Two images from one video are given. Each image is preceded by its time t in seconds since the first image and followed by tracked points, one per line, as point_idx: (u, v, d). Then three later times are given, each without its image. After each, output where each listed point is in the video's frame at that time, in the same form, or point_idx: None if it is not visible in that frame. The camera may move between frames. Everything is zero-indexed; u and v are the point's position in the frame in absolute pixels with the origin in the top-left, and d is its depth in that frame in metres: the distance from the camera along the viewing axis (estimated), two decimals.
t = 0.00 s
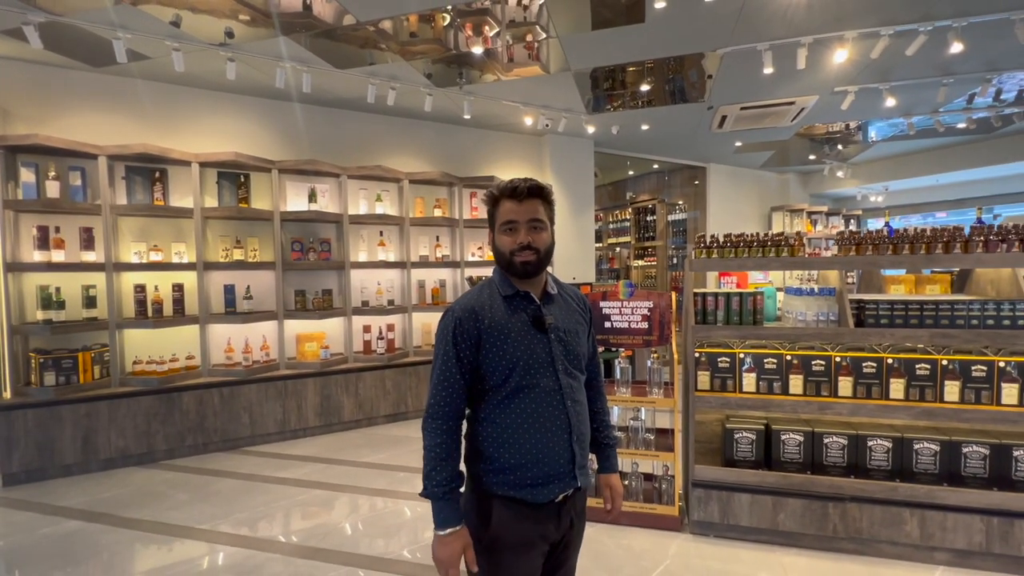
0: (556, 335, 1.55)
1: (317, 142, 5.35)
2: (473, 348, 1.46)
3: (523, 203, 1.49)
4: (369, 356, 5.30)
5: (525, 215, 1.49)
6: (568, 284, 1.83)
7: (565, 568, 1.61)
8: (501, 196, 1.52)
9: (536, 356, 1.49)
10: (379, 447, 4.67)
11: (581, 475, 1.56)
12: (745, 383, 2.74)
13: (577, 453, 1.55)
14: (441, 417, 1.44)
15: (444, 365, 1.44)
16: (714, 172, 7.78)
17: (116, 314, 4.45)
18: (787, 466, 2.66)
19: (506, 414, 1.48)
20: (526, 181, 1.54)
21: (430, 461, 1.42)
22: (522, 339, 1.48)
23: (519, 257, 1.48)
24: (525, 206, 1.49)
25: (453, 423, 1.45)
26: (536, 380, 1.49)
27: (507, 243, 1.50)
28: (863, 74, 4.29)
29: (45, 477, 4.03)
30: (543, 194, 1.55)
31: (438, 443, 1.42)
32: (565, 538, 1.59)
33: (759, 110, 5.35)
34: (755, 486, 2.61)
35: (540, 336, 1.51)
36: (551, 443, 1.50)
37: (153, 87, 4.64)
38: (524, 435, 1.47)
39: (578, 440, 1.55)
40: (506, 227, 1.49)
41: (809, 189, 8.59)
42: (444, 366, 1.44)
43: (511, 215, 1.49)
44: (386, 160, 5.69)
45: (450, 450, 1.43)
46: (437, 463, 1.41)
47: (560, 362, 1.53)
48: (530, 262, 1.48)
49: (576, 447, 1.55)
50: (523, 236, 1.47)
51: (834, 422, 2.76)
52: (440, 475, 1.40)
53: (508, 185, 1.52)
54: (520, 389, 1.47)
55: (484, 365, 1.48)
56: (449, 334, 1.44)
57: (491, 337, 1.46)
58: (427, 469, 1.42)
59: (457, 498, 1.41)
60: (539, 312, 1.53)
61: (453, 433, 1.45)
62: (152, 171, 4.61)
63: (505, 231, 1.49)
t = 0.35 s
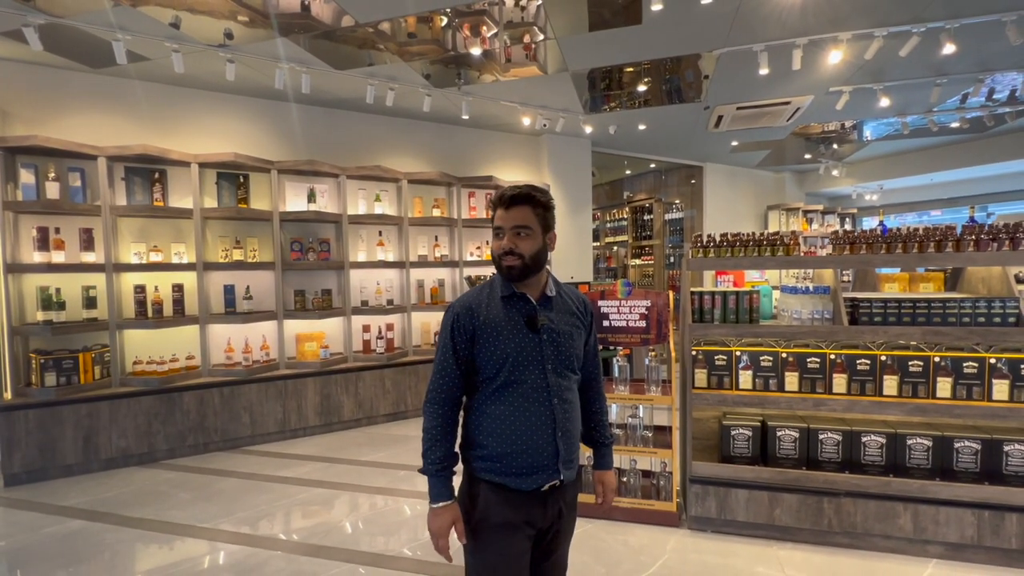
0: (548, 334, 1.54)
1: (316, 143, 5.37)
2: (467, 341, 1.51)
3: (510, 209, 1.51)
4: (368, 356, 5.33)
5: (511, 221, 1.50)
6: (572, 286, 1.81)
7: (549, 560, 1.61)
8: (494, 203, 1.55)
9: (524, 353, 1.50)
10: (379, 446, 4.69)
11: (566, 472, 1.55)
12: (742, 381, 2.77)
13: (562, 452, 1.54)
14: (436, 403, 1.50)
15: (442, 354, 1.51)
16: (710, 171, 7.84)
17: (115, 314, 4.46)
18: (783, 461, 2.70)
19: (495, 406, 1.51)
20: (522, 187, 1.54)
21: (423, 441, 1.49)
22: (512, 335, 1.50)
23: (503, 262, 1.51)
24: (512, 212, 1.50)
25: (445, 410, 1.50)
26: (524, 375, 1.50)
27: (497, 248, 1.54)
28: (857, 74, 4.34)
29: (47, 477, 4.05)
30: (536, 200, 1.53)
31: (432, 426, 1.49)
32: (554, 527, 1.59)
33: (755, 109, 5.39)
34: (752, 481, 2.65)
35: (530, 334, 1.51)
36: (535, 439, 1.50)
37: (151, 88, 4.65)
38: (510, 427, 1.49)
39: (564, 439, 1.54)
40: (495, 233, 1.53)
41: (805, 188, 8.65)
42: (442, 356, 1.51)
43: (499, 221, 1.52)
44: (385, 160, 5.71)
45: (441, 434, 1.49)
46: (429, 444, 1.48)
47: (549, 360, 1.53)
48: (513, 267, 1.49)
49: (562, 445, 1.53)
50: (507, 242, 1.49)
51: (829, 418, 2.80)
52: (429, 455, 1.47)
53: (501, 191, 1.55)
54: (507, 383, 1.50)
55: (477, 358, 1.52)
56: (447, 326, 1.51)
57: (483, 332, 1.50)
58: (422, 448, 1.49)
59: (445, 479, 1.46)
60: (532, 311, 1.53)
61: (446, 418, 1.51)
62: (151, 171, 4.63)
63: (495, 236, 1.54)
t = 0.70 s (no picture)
0: (549, 332, 1.50)
1: (315, 142, 5.34)
2: (466, 340, 1.48)
3: (512, 205, 1.47)
4: (369, 356, 5.29)
5: (513, 217, 1.46)
6: (576, 282, 1.77)
7: (555, 562, 1.58)
8: (494, 198, 1.51)
9: (525, 351, 1.47)
10: (380, 446, 4.66)
11: (570, 473, 1.50)
12: (748, 380, 2.73)
13: (566, 452, 1.49)
14: (435, 403, 1.49)
15: (441, 354, 1.49)
16: (711, 169, 7.81)
17: (114, 315, 4.42)
18: (790, 461, 2.67)
19: (494, 406, 1.48)
20: (521, 182, 1.51)
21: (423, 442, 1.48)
22: (511, 333, 1.46)
23: (507, 258, 1.46)
24: (515, 208, 1.46)
25: (445, 410, 1.48)
26: (525, 374, 1.47)
27: (498, 245, 1.49)
28: (860, 70, 4.31)
29: (45, 480, 4.01)
30: (537, 194, 1.50)
31: (431, 427, 1.47)
32: (557, 530, 1.55)
33: (757, 106, 5.35)
34: (758, 482, 2.62)
35: (530, 331, 1.48)
36: (537, 439, 1.46)
37: (149, 86, 4.61)
38: (510, 427, 1.46)
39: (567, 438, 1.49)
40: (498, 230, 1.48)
41: (807, 186, 8.62)
42: (441, 355, 1.49)
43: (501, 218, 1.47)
44: (384, 159, 5.68)
45: (441, 435, 1.47)
46: (429, 444, 1.46)
47: (550, 359, 1.49)
48: (517, 264, 1.45)
49: (565, 446, 1.49)
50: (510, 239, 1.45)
51: (836, 417, 2.77)
52: (429, 456, 1.46)
53: (501, 186, 1.51)
54: (507, 382, 1.47)
55: (477, 358, 1.49)
56: (446, 324, 1.49)
57: (483, 330, 1.47)
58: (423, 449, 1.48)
59: (444, 479, 1.44)
60: (532, 308, 1.49)
61: (447, 419, 1.49)
62: (149, 171, 4.59)
63: (497, 233, 1.49)
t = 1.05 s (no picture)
0: (560, 334, 1.40)
1: (316, 139, 5.25)
2: (470, 347, 1.35)
3: (530, 191, 1.36)
4: (371, 357, 5.20)
5: (532, 204, 1.36)
6: (582, 278, 1.67)
7: None
8: (506, 183, 1.39)
9: (537, 356, 1.36)
10: (383, 450, 4.56)
11: (588, 490, 1.41)
12: (765, 382, 2.63)
13: (584, 463, 1.39)
14: (438, 421, 1.34)
15: (442, 365, 1.34)
16: (718, 167, 7.71)
17: (111, 316, 4.33)
18: (808, 467, 2.57)
19: (504, 418, 1.36)
20: (535, 168, 1.41)
21: (427, 465, 1.33)
22: (521, 336, 1.35)
23: (525, 249, 1.35)
24: (534, 194, 1.36)
25: (449, 427, 1.34)
26: (538, 383, 1.35)
27: (513, 233, 1.36)
28: (874, 62, 4.20)
29: (41, 484, 3.92)
30: (553, 181, 1.42)
31: (436, 448, 1.33)
32: (572, 551, 1.45)
33: (767, 102, 5.24)
34: (777, 489, 2.51)
35: (541, 334, 1.37)
36: (553, 452, 1.35)
37: (147, 83, 4.52)
38: (523, 441, 1.34)
39: (585, 448, 1.39)
40: (513, 218, 1.36)
41: (815, 184, 8.51)
42: (441, 366, 1.35)
43: (519, 204, 1.36)
44: (387, 157, 5.59)
45: (447, 456, 1.33)
46: (434, 468, 1.32)
47: (564, 364, 1.38)
48: (537, 255, 1.35)
49: (583, 457, 1.40)
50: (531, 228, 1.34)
51: (856, 421, 2.67)
52: (435, 480, 1.32)
53: (515, 170, 1.39)
54: (518, 392, 1.35)
55: (482, 366, 1.36)
56: (445, 331, 1.34)
57: (488, 335, 1.35)
58: (426, 473, 1.34)
59: (453, 505, 1.31)
60: (541, 309, 1.38)
61: (451, 437, 1.35)
62: (146, 169, 4.50)
63: (512, 222, 1.36)
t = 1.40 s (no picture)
0: (575, 345, 1.27)
1: (321, 138, 5.15)
2: (472, 365, 1.18)
3: (535, 180, 1.23)
4: (375, 360, 5.09)
5: (538, 194, 1.22)
6: (589, 280, 1.54)
7: None
8: (508, 172, 1.26)
9: (552, 373, 1.21)
10: (388, 456, 4.45)
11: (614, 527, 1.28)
12: (789, 391, 2.49)
13: (606, 492, 1.26)
14: (435, 456, 1.16)
15: (438, 389, 1.16)
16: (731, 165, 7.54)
17: (111, 318, 4.25)
18: (836, 480, 2.42)
19: (514, 448, 1.19)
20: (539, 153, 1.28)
21: (423, 512, 1.15)
22: (532, 350, 1.20)
23: (532, 245, 1.22)
24: (539, 183, 1.23)
25: (449, 462, 1.17)
26: (554, 404, 1.20)
27: (516, 228, 1.23)
28: (899, 54, 4.03)
29: (39, 490, 3.84)
30: (559, 169, 1.29)
31: (434, 489, 1.15)
32: None
33: (783, 97, 5.08)
34: (803, 504, 2.37)
35: (555, 347, 1.23)
36: (574, 484, 1.21)
37: (149, 81, 4.44)
38: (539, 474, 1.19)
39: (607, 475, 1.26)
40: (516, 210, 1.22)
41: (830, 182, 8.31)
42: (437, 390, 1.16)
43: (522, 193, 1.22)
44: (392, 156, 5.48)
45: (447, 498, 1.16)
46: (432, 516, 1.14)
47: (581, 380, 1.24)
48: (544, 251, 1.22)
49: (607, 487, 1.26)
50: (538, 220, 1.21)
51: (886, 433, 2.52)
52: (435, 529, 1.13)
53: (517, 156, 1.26)
54: (531, 416, 1.19)
55: (486, 387, 1.20)
56: (441, 348, 1.16)
57: (494, 350, 1.18)
58: (421, 522, 1.15)
59: (456, 559, 1.14)
60: (553, 318, 1.25)
61: (451, 474, 1.17)
62: (148, 168, 4.42)
63: (513, 215, 1.23)
